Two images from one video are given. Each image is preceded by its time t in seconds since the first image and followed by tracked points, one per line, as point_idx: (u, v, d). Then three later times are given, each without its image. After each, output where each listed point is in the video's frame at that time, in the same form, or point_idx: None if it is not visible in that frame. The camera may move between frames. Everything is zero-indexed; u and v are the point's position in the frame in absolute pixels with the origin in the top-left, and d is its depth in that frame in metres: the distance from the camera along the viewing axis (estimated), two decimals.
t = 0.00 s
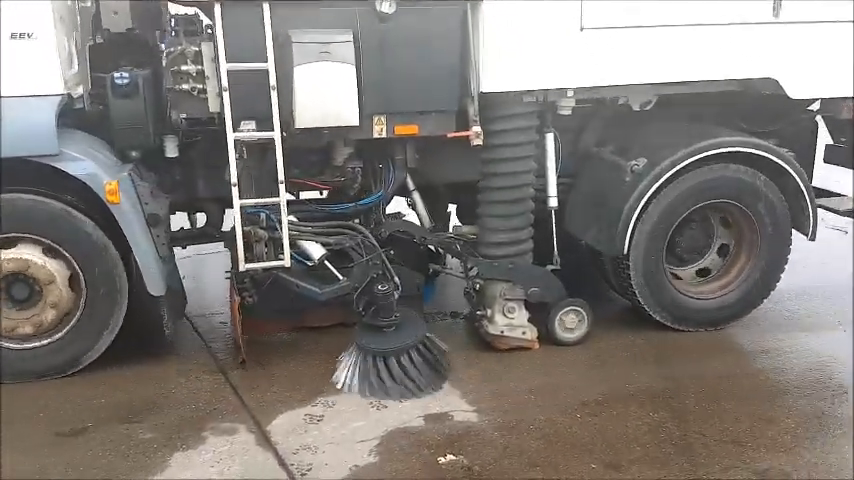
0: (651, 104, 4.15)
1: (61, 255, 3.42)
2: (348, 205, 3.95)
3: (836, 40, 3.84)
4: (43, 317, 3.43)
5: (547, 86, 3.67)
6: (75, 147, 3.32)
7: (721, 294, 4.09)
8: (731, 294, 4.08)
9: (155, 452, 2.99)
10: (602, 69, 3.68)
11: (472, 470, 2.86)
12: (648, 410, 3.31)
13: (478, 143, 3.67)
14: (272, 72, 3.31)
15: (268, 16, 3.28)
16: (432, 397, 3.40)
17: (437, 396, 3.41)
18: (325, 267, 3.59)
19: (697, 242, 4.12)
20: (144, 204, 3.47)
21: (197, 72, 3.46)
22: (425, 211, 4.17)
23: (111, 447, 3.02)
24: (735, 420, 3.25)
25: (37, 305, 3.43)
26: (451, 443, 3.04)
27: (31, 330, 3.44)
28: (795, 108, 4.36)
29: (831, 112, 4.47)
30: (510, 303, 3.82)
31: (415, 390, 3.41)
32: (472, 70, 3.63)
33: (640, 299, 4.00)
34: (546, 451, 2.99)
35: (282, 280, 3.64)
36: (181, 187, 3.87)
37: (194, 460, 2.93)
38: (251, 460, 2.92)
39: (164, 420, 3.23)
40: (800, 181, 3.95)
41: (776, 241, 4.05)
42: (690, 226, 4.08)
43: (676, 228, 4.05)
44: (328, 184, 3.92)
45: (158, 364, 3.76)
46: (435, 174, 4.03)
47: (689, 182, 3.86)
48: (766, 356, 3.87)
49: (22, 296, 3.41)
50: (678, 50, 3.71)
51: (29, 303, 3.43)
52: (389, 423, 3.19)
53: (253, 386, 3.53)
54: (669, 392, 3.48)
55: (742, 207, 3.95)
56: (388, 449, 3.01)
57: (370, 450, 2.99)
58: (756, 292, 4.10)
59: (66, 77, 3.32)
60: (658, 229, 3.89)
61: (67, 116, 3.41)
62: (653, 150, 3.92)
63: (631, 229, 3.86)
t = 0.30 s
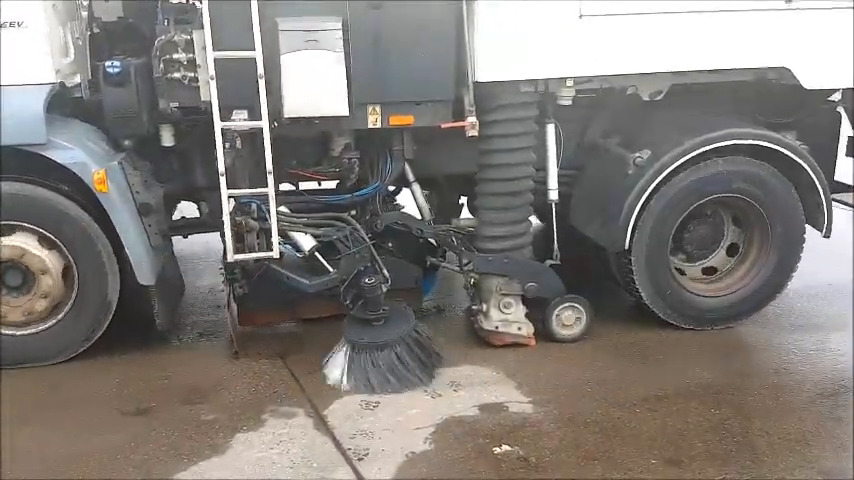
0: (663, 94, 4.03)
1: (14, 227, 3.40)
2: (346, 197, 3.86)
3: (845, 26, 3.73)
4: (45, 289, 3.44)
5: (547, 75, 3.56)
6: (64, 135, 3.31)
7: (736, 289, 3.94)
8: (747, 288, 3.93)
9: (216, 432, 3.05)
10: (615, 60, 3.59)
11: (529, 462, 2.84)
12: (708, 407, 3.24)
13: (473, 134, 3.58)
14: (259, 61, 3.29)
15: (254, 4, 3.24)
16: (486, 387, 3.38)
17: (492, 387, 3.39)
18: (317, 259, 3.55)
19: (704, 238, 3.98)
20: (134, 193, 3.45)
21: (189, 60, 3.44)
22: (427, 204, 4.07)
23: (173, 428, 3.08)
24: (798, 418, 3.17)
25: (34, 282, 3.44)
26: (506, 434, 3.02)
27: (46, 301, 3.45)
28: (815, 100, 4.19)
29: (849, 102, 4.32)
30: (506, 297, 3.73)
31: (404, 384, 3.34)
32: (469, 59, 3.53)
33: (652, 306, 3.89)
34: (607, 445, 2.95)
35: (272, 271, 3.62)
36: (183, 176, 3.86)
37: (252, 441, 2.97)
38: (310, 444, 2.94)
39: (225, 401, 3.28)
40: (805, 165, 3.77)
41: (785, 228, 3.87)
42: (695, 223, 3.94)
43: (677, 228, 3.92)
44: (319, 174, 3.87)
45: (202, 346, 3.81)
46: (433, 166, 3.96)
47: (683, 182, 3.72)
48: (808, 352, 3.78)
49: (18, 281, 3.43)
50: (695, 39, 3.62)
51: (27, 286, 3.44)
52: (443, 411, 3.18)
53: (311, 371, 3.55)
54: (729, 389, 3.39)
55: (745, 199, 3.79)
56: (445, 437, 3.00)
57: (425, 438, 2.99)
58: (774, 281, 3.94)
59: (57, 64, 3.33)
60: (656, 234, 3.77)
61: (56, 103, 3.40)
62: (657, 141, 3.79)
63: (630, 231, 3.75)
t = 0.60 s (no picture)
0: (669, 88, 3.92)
1: None
2: (341, 193, 3.84)
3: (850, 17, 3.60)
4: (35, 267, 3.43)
5: (541, 71, 3.49)
6: (57, 130, 3.33)
7: (744, 287, 3.83)
8: (756, 285, 3.82)
9: (267, 422, 3.10)
10: (616, 56, 3.50)
11: (578, 460, 2.84)
12: (759, 408, 3.19)
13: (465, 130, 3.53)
14: (247, 55, 3.25)
15: None
16: (533, 384, 3.36)
17: (540, 384, 3.37)
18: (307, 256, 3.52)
19: (707, 237, 3.88)
20: (128, 188, 3.46)
21: (180, 56, 3.41)
22: (426, 200, 4.00)
23: (226, 419, 3.14)
24: None
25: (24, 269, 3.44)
26: (555, 432, 3.01)
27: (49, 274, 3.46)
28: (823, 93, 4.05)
29: None
30: (499, 296, 3.68)
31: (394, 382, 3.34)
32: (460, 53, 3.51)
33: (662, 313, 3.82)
34: (658, 445, 2.93)
35: (263, 267, 3.60)
36: (182, 172, 3.85)
37: (301, 432, 3.02)
38: (358, 436, 2.99)
39: (275, 391, 3.34)
40: (806, 158, 3.63)
41: (788, 221, 3.73)
42: (696, 224, 3.85)
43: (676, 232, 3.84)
44: (314, 171, 3.85)
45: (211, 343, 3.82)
46: (429, 162, 3.93)
47: (675, 190, 3.62)
48: (841, 355, 3.69)
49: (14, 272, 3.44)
50: (700, 33, 3.52)
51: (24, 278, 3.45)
52: (491, 407, 3.17)
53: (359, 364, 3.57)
54: (785, 390, 3.33)
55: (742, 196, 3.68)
56: (492, 433, 3.00)
57: (472, 434, 2.99)
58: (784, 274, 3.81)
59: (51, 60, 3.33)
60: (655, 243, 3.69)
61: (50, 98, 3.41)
62: (657, 137, 3.69)
63: (628, 234, 3.67)
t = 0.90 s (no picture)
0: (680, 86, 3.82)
1: None
2: (341, 192, 3.85)
3: None
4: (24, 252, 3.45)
5: (541, 69, 3.45)
6: (58, 127, 3.36)
7: (756, 287, 3.71)
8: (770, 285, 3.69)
9: (320, 416, 3.13)
10: (621, 52, 3.45)
11: (633, 463, 2.80)
12: (818, 413, 3.13)
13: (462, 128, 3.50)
14: (243, 52, 3.26)
15: None
16: (586, 384, 3.32)
17: (593, 384, 3.33)
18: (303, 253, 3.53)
19: (715, 238, 3.77)
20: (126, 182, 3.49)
21: (180, 53, 3.43)
22: (430, 198, 3.94)
23: (279, 411, 3.17)
24: None
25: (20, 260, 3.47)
26: (609, 434, 2.97)
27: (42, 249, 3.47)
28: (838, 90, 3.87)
29: None
30: (498, 297, 3.63)
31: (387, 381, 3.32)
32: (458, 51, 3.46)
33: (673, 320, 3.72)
34: (716, 450, 2.89)
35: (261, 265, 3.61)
36: (184, 169, 3.88)
37: (354, 426, 3.05)
38: (409, 431, 2.99)
39: (308, 388, 3.34)
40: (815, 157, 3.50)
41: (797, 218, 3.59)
42: (702, 226, 3.75)
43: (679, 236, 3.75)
44: (313, 168, 3.84)
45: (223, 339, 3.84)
46: (430, 160, 3.90)
47: (672, 193, 3.53)
48: None
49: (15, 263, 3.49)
50: (710, 30, 3.44)
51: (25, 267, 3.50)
52: (544, 407, 3.15)
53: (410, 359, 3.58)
54: (846, 395, 3.26)
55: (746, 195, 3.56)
56: (544, 433, 2.98)
57: (525, 433, 2.97)
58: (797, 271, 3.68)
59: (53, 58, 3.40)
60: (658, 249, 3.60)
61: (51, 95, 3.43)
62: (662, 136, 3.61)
63: (630, 234, 3.60)
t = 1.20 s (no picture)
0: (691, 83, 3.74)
1: None
2: (343, 187, 3.81)
3: None
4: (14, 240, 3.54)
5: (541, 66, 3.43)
6: (62, 124, 3.44)
7: (775, 281, 3.60)
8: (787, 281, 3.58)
9: (371, 410, 3.12)
10: (632, 48, 3.41)
11: (690, 467, 2.72)
12: None
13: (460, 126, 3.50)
14: (241, 49, 3.28)
15: None
16: (640, 386, 3.26)
17: (649, 386, 3.26)
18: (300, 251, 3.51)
19: (723, 239, 3.67)
20: (130, 177, 3.55)
21: (183, 51, 3.47)
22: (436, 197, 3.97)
23: (331, 405, 3.18)
24: None
25: (21, 248, 3.57)
26: (666, 438, 2.89)
27: (32, 231, 3.54)
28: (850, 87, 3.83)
29: None
30: (498, 296, 3.59)
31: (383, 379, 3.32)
32: (459, 47, 3.46)
33: (695, 331, 3.64)
34: (775, 455, 2.78)
35: (262, 260, 3.65)
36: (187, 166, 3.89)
37: (405, 421, 3.03)
38: (460, 428, 2.96)
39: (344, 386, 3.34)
40: (818, 150, 3.39)
41: (801, 208, 3.47)
42: (707, 229, 3.67)
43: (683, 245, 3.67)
44: (317, 166, 3.82)
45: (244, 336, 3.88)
46: (436, 157, 3.89)
47: (667, 207, 3.47)
48: None
49: (22, 256, 3.59)
50: (716, 26, 3.38)
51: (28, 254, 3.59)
52: (596, 408, 3.09)
53: (461, 356, 3.58)
54: None
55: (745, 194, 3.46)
56: (598, 434, 2.92)
57: (577, 434, 2.92)
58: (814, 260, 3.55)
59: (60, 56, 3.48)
60: (662, 265, 3.53)
61: (58, 92, 3.53)
62: (666, 135, 3.54)
63: (632, 233, 3.54)
